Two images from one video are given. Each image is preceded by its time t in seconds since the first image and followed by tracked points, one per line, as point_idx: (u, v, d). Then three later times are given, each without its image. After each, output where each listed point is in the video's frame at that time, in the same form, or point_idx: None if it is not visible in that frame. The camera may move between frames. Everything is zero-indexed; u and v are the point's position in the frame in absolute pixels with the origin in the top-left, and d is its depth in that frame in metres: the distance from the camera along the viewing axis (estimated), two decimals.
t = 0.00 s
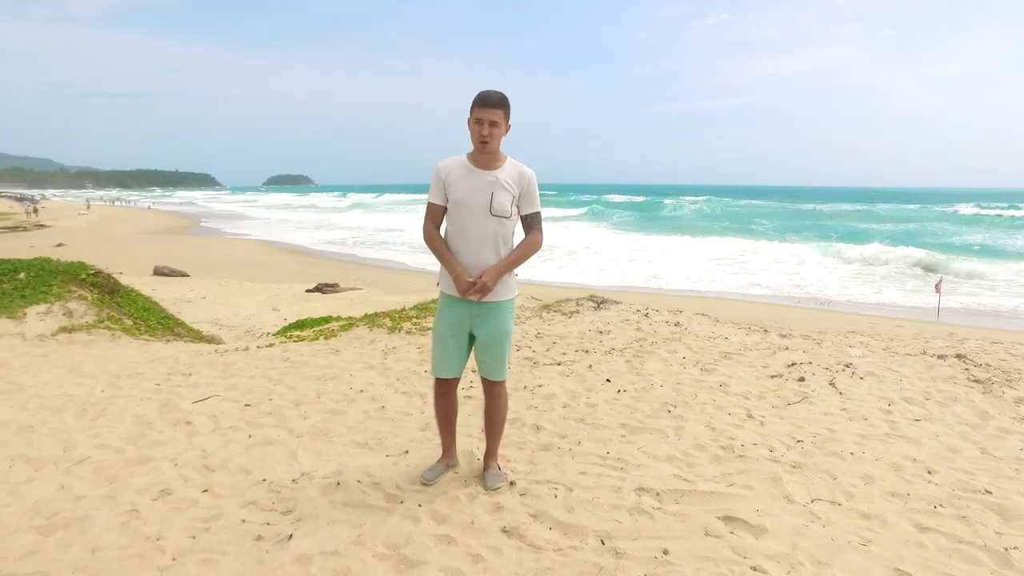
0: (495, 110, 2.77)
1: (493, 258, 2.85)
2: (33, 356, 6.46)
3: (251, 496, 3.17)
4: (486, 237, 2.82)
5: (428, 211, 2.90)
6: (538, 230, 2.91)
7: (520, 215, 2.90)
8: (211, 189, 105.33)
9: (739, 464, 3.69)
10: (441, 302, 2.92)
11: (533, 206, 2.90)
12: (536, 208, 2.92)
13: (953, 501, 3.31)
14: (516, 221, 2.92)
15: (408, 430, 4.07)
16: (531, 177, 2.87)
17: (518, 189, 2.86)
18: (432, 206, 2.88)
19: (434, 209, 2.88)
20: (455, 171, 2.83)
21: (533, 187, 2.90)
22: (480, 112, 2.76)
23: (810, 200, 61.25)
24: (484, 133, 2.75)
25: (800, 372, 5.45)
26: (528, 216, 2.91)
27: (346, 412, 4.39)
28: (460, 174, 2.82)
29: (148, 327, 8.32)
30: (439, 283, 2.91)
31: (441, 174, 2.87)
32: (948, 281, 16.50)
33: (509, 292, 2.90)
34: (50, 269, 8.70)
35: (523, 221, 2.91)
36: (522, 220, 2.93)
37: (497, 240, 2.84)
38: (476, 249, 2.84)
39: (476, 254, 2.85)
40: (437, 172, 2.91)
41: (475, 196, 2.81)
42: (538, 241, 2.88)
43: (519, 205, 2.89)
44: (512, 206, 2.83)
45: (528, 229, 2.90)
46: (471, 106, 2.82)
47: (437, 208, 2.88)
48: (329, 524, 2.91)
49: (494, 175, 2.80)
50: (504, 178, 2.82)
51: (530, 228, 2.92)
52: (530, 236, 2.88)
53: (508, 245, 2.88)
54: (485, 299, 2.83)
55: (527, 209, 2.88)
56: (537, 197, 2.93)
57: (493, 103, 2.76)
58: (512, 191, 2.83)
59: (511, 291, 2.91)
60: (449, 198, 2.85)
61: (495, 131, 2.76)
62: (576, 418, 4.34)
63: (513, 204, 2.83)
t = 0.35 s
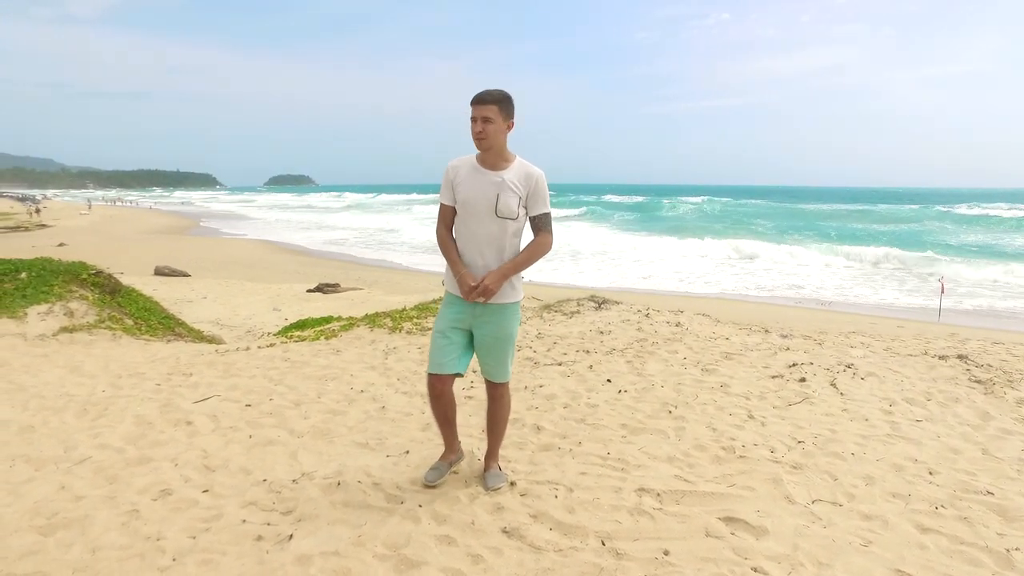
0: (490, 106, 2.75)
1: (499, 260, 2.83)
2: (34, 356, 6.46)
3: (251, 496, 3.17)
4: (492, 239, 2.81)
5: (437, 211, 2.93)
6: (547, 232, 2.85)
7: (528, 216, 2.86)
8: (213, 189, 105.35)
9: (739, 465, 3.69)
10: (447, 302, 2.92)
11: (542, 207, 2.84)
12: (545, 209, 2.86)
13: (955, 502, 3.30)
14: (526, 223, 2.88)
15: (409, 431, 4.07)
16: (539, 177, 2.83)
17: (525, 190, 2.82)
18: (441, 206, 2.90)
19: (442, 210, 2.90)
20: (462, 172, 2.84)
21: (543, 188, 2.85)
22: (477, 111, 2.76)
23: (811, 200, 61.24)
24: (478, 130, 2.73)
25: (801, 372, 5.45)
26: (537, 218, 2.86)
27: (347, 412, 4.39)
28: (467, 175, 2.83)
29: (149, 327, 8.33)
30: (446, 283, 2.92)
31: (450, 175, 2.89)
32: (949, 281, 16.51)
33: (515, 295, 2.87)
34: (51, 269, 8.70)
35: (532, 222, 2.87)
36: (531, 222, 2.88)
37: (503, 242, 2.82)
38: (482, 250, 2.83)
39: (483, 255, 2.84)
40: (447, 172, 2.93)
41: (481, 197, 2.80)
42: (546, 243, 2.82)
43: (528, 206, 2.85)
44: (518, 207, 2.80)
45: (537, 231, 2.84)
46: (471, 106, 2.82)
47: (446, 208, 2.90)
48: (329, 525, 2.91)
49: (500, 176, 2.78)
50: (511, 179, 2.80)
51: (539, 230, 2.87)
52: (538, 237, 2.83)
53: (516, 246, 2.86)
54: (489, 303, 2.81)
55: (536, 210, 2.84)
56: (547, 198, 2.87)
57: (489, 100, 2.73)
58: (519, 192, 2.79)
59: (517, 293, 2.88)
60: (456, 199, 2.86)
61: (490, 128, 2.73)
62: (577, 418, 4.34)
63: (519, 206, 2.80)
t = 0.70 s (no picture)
0: (486, 104, 2.73)
1: (496, 263, 2.83)
2: (35, 355, 6.47)
3: (252, 496, 3.16)
4: (490, 240, 2.80)
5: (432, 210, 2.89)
6: (544, 234, 2.87)
7: (526, 218, 2.86)
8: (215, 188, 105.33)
9: (741, 465, 3.68)
10: (444, 303, 2.90)
11: (540, 210, 2.85)
12: (543, 211, 2.87)
13: (958, 503, 3.29)
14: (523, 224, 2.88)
15: (410, 430, 4.07)
16: (538, 179, 2.82)
17: (524, 191, 2.82)
18: (436, 206, 2.86)
19: (437, 209, 2.86)
20: (460, 172, 2.80)
21: (541, 189, 2.85)
22: (473, 108, 2.74)
23: (813, 199, 61.13)
24: (473, 127, 2.71)
25: (803, 372, 5.44)
26: (535, 219, 2.87)
27: (348, 412, 4.38)
28: (465, 175, 2.79)
29: (151, 327, 8.34)
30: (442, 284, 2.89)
31: (446, 174, 2.84)
32: (951, 281, 16.48)
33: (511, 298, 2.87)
34: (53, 268, 8.71)
35: (531, 224, 2.87)
36: (529, 224, 2.88)
37: (501, 245, 2.81)
38: (479, 252, 2.82)
39: (480, 257, 2.83)
40: (443, 170, 2.88)
41: (479, 198, 2.77)
42: (544, 245, 2.84)
43: (526, 207, 2.85)
44: (517, 209, 2.79)
45: (535, 232, 2.86)
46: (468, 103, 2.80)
47: (442, 207, 2.86)
48: (330, 525, 2.91)
49: (499, 177, 2.76)
50: (510, 180, 2.78)
51: (537, 232, 2.87)
52: (535, 240, 2.85)
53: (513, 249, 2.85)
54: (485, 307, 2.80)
55: (534, 212, 2.84)
56: (545, 200, 2.88)
57: (484, 98, 2.72)
58: (519, 195, 2.78)
59: (516, 295, 2.87)
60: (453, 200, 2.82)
61: (485, 126, 2.71)
62: (579, 418, 4.33)
63: (519, 208, 2.79)
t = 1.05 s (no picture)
0: (492, 100, 2.71)
1: (515, 264, 2.78)
2: (40, 355, 6.47)
3: (257, 498, 3.14)
4: (508, 242, 2.76)
5: (441, 213, 2.86)
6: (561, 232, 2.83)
7: (541, 217, 2.83)
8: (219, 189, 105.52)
9: (750, 468, 3.64)
10: (461, 308, 2.86)
11: (555, 207, 2.81)
12: (558, 209, 2.83)
13: (971, 507, 3.25)
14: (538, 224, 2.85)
15: (416, 431, 4.05)
16: (552, 177, 2.79)
17: (538, 190, 2.78)
18: (447, 209, 2.83)
19: (448, 211, 2.83)
20: (471, 174, 2.77)
21: (555, 187, 2.81)
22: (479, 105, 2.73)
23: (817, 200, 60.90)
24: (479, 124, 2.71)
25: (810, 374, 5.39)
26: (551, 218, 2.83)
27: (353, 412, 4.36)
28: (477, 176, 2.76)
29: (156, 326, 8.33)
30: (458, 289, 2.85)
31: (457, 176, 2.81)
32: (958, 282, 16.39)
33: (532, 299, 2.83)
34: (58, 268, 8.73)
35: (546, 223, 2.83)
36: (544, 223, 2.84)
37: (519, 246, 2.78)
38: (496, 255, 2.77)
39: (497, 259, 2.78)
40: (453, 172, 2.86)
41: (493, 199, 2.74)
42: (562, 243, 2.80)
43: (540, 206, 2.82)
44: (532, 208, 2.76)
45: (551, 231, 2.81)
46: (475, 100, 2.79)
47: (453, 210, 2.83)
48: (335, 527, 2.88)
49: (512, 177, 2.73)
50: (523, 179, 2.75)
51: (553, 231, 2.84)
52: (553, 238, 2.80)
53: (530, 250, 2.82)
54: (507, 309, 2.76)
55: (549, 210, 2.80)
56: (559, 198, 2.84)
57: (489, 94, 2.70)
58: (533, 193, 2.74)
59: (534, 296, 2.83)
60: (465, 202, 2.79)
61: (491, 122, 2.69)
62: (585, 419, 4.30)
63: (534, 207, 2.76)
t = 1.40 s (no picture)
0: (545, 95, 2.61)
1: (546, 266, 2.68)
2: (42, 356, 6.43)
3: (259, 504, 3.09)
4: (538, 241, 2.66)
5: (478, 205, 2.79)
6: (599, 238, 2.69)
7: (580, 221, 2.70)
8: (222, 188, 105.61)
9: (761, 473, 3.57)
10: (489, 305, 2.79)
11: (596, 211, 2.67)
12: (599, 215, 2.69)
13: (988, 515, 3.17)
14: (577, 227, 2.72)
15: (420, 436, 3.99)
16: (594, 180, 2.66)
17: (576, 192, 2.66)
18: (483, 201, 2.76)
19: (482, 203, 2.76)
20: (509, 167, 2.69)
21: (596, 190, 2.68)
22: (532, 97, 2.62)
23: (820, 199, 60.69)
24: (530, 120, 2.61)
25: (820, 376, 5.32)
26: (590, 223, 2.69)
27: (357, 416, 4.31)
28: (513, 171, 2.67)
29: (158, 327, 8.30)
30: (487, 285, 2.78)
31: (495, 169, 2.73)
32: (963, 282, 16.27)
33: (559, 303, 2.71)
34: (60, 268, 8.69)
35: (585, 228, 2.71)
36: (584, 227, 2.72)
37: (551, 248, 2.67)
38: (525, 253, 2.68)
39: (526, 259, 2.68)
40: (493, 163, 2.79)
41: (527, 196, 2.64)
42: (598, 250, 2.67)
43: (579, 209, 2.69)
44: (568, 210, 2.64)
45: (590, 236, 2.69)
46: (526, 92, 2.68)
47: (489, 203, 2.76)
48: (339, 535, 2.83)
49: (550, 175, 2.63)
50: (561, 179, 2.64)
51: (592, 237, 2.70)
52: (590, 245, 2.69)
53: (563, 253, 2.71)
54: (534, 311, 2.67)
55: (589, 214, 2.67)
56: (601, 203, 2.70)
57: (543, 89, 2.59)
58: (570, 194, 2.63)
59: (566, 302, 2.72)
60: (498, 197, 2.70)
61: (543, 119, 2.60)
62: (592, 423, 4.24)
63: (570, 209, 2.64)
